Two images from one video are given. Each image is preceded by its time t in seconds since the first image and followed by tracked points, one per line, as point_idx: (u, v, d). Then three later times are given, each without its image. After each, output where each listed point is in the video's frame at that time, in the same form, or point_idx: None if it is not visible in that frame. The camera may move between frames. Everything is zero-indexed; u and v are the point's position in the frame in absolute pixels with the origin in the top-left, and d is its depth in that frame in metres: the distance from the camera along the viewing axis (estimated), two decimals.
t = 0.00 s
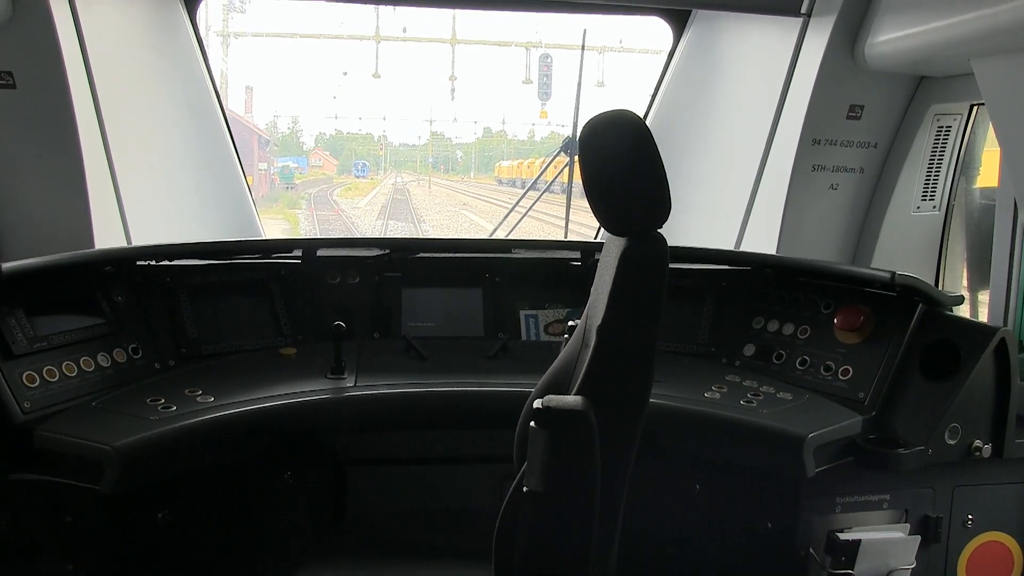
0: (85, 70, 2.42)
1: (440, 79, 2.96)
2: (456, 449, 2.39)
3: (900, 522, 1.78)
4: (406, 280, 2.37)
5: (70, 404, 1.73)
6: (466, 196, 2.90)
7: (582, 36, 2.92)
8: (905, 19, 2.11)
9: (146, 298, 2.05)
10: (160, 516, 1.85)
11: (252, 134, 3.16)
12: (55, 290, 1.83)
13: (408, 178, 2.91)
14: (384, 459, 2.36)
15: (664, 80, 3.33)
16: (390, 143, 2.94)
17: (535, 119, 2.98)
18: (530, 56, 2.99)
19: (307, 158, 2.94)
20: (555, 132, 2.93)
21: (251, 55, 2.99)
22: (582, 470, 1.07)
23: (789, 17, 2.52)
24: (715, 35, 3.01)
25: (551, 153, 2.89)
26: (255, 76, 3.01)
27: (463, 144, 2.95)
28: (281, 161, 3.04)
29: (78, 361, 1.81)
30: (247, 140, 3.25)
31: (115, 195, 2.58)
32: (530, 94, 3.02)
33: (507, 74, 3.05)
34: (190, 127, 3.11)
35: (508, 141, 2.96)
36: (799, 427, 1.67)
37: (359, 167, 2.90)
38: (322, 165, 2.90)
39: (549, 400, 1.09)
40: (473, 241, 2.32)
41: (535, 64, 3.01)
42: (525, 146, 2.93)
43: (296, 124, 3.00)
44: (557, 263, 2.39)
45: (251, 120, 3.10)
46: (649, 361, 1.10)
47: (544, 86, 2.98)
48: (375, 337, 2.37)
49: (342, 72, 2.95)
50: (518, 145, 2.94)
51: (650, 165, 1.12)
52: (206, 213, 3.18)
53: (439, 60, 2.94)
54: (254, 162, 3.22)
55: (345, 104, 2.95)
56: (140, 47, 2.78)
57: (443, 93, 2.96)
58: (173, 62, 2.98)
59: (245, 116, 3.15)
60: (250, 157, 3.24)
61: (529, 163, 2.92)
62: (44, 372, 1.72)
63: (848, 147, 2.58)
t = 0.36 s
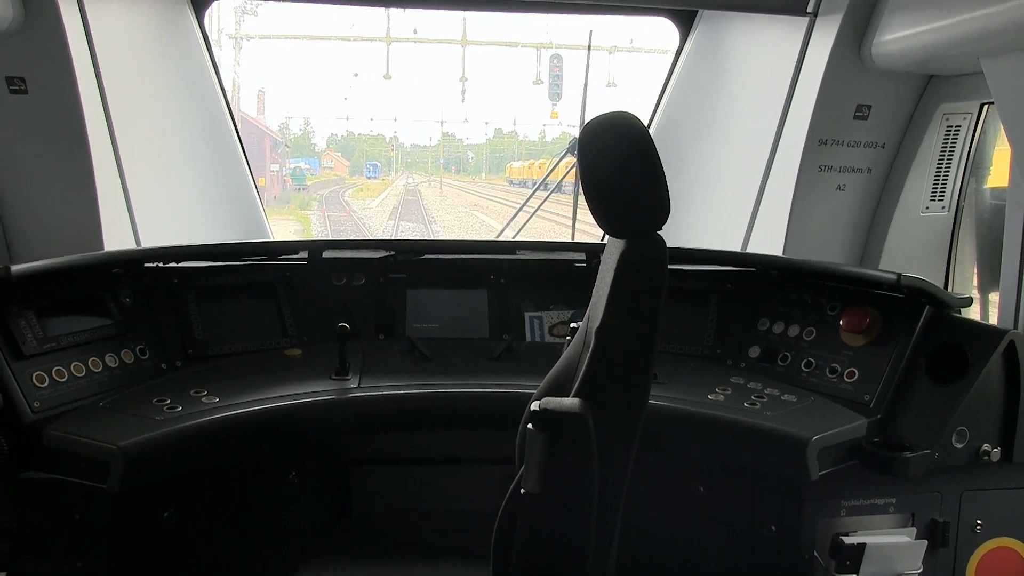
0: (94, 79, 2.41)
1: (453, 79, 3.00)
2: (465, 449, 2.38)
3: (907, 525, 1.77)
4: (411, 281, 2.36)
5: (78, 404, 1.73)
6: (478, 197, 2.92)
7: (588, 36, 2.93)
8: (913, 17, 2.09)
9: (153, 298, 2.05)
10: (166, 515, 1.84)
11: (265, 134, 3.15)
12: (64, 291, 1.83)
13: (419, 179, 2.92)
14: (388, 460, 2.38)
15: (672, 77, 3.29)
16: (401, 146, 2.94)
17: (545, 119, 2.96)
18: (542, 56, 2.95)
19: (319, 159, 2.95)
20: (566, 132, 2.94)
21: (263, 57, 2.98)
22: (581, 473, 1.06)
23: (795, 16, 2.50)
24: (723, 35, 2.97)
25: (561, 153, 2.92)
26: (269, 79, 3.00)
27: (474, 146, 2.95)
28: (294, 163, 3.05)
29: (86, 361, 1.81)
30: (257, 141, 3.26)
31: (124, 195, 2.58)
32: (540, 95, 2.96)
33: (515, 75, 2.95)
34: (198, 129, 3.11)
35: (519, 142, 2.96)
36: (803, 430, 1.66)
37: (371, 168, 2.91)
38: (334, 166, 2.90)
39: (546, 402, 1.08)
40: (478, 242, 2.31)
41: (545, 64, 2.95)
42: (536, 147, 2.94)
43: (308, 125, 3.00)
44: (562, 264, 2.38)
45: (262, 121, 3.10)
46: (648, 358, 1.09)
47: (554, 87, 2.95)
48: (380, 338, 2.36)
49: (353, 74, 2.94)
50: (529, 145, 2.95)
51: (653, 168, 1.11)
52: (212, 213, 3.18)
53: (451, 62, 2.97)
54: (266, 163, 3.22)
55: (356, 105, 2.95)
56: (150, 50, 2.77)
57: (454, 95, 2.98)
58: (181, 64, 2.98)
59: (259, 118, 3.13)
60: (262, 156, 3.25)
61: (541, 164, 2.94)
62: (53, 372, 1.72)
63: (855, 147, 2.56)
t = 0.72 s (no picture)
0: (109, 79, 2.42)
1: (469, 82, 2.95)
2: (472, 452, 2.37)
3: (914, 536, 1.75)
4: (419, 283, 2.36)
5: (85, 400, 1.74)
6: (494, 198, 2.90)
7: (601, 39, 2.92)
8: (927, 23, 2.08)
9: (163, 296, 2.05)
10: (172, 511, 1.87)
11: (281, 134, 3.16)
12: (74, 289, 1.85)
13: (435, 180, 2.92)
14: (395, 463, 2.35)
15: (684, 82, 3.29)
16: (417, 147, 2.93)
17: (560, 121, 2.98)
18: (557, 58, 2.96)
19: (335, 158, 2.95)
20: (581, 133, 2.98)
21: (282, 58, 2.97)
22: (581, 479, 1.06)
23: (809, 21, 2.49)
24: (737, 40, 2.96)
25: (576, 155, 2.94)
26: (285, 80, 3.02)
27: (490, 147, 2.93)
28: (309, 163, 3.07)
29: (95, 358, 1.82)
30: (275, 136, 3.22)
31: (137, 192, 2.59)
32: (556, 98, 2.99)
33: (535, 78, 2.99)
34: (210, 128, 3.13)
35: (536, 144, 2.95)
36: (809, 438, 1.64)
37: (387, 168, 2.91)
38: (349, 166, 2.92)
39: (547, 406, 1.07)
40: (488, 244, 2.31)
41: (561, 67, 2.97)
42: (552, 148, 2.95)
43: (325, 125, 3.01)
44: (571, 268, 2.37)
45: (279, 121, 3.11)
46: (648, 361, 1.08)
47: (570, 90, 2.97)
48: (388, 339, 2.36)
49: (370, 75, 2.94)
50: (545, 146, 2.94)
51: (658, 167, 1.10)
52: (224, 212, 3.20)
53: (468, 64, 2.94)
54: (282, 162, 3.25)
55: (372, 106, 2.95)
56: (164, 50, 2.79)
57: (471, 96, 2.95)
58: (194, 65, 3.00)
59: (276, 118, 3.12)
60: (276, 155, 3.26)
61: (557, 165, 2.95)
62: (62, 369, 1.74)
63: (868, 154, 2.55)
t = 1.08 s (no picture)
0: (134, 77, 2.45)
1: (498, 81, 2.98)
2: (499, 451, 2.33)
3: (942, 539, 1.72)
4: (443, 283, 2.37)
5: (113, 399, 1.78)
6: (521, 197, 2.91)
7: (626, 37, 2.91)
8: (956, 18, 2.04)
9: (188, 297, 2.08)
10: (195, 511, 1.88)
11: (312, 134, 3.12)
12: (101, 289, 1.88)
13: (465, 179, 2.93)
14: (421, 463, 2.33)
15: (711, 78, 3.25)
16: (447, 146, 2.94)
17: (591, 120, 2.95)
18: (587, 57, 2.94)
19: (366, 158, 2.94)
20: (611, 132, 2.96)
21: (312, 58, 2.97)
22: (596, 479, 1.05)
23: (834, 17, 2.45)
24: (765, 37, 2.92)
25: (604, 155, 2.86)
26: (316, 79, 3.01)
27: (521, 146, 2.93)
28: (340, 162, 3.03)
29: (121, 358, 1.86)
30: (303, 137, 3.20)
31: (163, 195, 2.64)
32: (586, 96, 2.94)
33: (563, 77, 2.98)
34: (234, 130, 3.17)
35: (565, 141, 2.95)
36: (832, 438, 1.63)
37: (418, 168, 2.91)
38: (380, 165, 2.90)
39: (565, 406, 1.06)
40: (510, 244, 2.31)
41: (590, 65, 2.96)
42: (581, 147, 2.95)
43: (355, 125, 2.98)
44: (595, 267, 2.36)
45: (311, 122, 3.10)
46: (667, 358, 1.07)
47: (599, 88, 2.94)
48: (411, 339, 2.38)
49: (400, 74, 2.96)
50: (575, 145, 2.94)
51: (671, 163, 1.09)
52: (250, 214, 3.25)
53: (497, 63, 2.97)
54: (314, 162, 3.20)
55: (403, 105, 2.98)
56: (190, 51, 2.84)
57: (500, 94, 2.98)
58: (218, 66, 3.04)
59: (305, 118, 3.13)
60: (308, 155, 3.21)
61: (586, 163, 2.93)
62: (89, 368, 1.77)
63: (894, 151, 2.51)
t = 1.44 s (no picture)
0: (161, 78, 2.49)
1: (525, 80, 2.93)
2: (521, 452, 2.30)
3: (967, 550, 1.72)
4: (463, 282, 2.38)
5: (134, 395, 1.81)
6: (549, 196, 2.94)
7: (650, 37, 2.91)
8: (986, 17, 2.00)
9: (209, 294, 2.11)
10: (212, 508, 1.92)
11: (341, 133, 3.13)
12: (125, 286, 1.91)
13: (494, 177, 2.95)
14: (441, 463, 2.30)
15: (736, 78, 3.24)
16: (475, 144, 2.96)
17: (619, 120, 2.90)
18: (615, 56, 2.92)
19: (394, 156, 2.97)
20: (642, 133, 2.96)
21: (342, 59, 3.00)
22: (608, 483, 1.05)
23: (860, 17, 2.41)
24: (792, 37, 2.88)
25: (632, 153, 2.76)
26: (345, 78, 3.02)
27: (549, 144, 2.93)
28: (368, 161, 3.04)
29: (143, 354, 1.89)
30: (331, 137, 3.19)
31: (188, 194, 2.68)
32: (614, 95, 2.89)
33: (590, 77, 2.91)
34: (258, 128, 3.20)
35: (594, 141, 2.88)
36: (850, 444, 1.61)
37: (446, 167, 2.96)
38: (408, 164, 2.93)
39: (576, 410, 1.07)
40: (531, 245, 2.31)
41: (619, 64, 2.92)
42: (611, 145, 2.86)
43: (384, 123, 3.01)
44: (615, 269, 2.35)
45: (340, 121, 3.10)
46: (681, 361, 1.07)
47: (628, 87, 2.90)
48: (431, 339, 2.39)
49: (428, 73, 2.97)
50: (604, 145, 2.85)
51: (677, 155, 1.09)
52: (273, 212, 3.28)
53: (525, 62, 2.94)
54: (341, 160, 3.18)
55: (430, 104, 2.99)
56: (216, 52, 2.87)
57: (528, 94, 2.93)
58: (242, 65, 3.07)
59: (334, 116, 3.12)
60: (336, 155, 3.20)
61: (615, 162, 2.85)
62: (112, 363, 1.80)
63: (921, 153, 2.47)
